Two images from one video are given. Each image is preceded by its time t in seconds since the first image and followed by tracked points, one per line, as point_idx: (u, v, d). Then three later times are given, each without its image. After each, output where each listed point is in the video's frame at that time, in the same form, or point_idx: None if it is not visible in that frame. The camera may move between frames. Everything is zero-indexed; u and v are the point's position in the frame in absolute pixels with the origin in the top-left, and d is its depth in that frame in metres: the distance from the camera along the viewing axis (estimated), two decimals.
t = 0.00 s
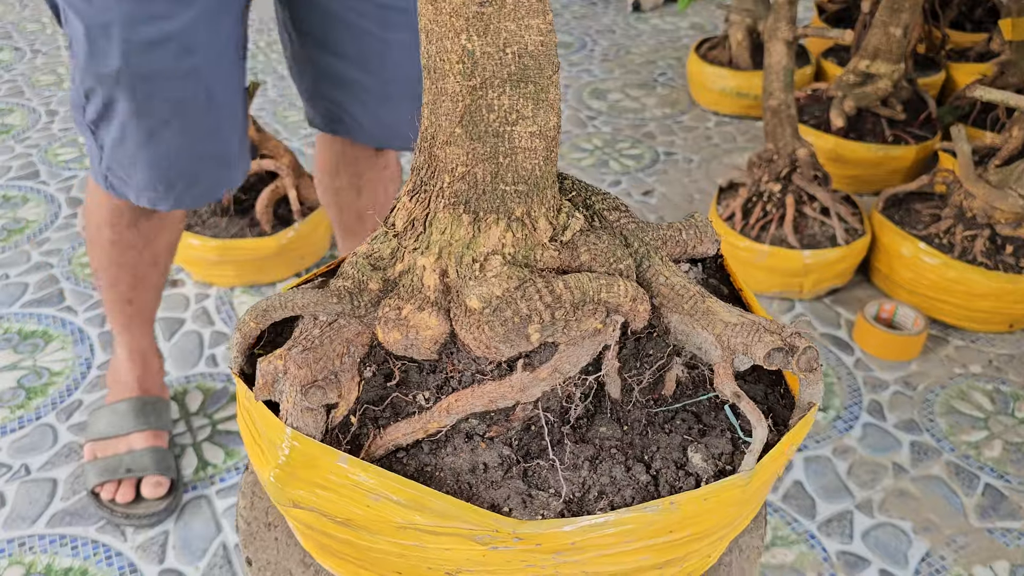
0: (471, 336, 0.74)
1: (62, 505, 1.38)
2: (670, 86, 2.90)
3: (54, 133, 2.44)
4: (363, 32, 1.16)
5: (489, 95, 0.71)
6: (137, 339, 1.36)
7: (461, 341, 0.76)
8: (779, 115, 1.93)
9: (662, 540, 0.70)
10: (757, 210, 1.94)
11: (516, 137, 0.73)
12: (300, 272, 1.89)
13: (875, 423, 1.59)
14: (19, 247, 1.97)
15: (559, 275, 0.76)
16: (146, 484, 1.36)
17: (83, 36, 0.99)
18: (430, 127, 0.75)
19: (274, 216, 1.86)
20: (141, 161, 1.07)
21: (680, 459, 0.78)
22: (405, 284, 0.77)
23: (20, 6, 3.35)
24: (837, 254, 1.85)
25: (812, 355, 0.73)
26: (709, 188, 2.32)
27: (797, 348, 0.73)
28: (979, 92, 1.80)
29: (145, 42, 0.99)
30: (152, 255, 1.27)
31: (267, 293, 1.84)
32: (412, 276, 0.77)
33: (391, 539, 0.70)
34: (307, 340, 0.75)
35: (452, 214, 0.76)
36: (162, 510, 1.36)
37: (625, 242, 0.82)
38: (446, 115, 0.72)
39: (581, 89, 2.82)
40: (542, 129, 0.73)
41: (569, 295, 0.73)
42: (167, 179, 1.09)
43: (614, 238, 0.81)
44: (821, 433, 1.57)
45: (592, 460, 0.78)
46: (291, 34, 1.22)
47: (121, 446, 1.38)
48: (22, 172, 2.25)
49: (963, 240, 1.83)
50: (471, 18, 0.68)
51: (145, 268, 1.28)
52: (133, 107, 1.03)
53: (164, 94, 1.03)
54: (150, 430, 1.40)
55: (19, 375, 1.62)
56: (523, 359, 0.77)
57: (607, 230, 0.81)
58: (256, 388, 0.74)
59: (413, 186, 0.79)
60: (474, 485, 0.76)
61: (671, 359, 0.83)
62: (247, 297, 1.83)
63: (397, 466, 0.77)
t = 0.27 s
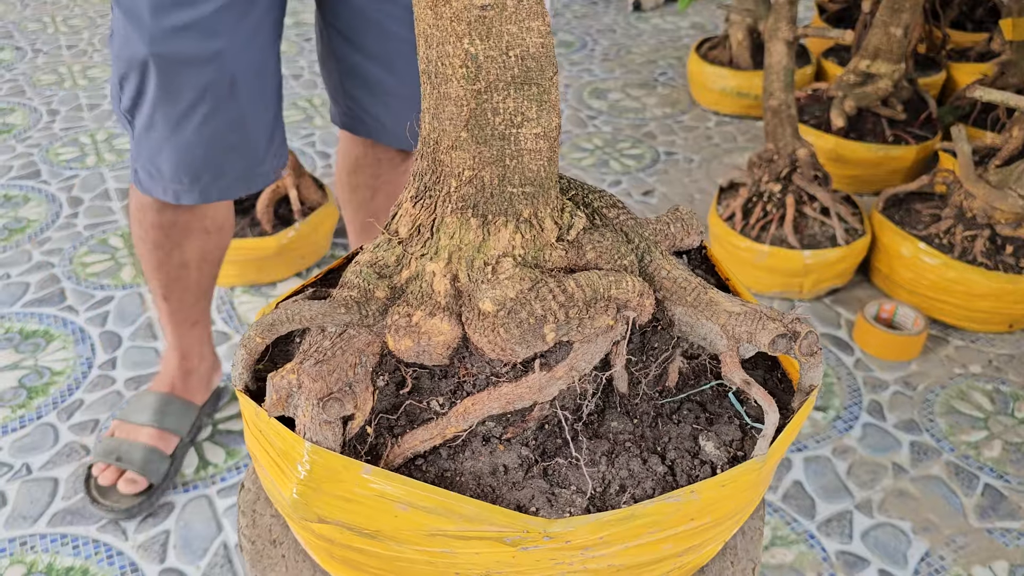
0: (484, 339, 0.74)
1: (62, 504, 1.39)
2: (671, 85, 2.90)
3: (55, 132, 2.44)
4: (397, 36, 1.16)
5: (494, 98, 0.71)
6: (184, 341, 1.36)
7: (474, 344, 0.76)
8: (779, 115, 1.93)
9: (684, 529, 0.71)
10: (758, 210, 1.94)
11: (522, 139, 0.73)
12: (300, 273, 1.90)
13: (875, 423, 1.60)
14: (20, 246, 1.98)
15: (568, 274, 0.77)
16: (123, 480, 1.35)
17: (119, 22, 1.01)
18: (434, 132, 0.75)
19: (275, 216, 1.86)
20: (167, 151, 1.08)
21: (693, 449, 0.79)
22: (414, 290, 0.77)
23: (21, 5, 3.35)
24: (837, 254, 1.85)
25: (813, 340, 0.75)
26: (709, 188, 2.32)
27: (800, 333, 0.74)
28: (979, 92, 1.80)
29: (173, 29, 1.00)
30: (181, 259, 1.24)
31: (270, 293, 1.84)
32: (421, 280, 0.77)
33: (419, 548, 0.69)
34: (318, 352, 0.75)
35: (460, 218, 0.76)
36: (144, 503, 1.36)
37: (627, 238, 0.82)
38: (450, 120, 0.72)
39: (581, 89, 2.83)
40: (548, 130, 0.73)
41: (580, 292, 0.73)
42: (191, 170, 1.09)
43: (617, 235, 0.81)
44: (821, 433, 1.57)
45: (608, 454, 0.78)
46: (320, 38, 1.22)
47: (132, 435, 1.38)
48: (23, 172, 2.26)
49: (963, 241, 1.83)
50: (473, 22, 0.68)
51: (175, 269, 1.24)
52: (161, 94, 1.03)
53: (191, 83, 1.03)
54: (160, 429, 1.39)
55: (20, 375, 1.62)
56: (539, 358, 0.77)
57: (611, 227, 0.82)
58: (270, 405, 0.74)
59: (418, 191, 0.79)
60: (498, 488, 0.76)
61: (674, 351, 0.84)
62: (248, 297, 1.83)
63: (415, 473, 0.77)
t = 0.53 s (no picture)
0: (493, 339, 0.74)
1: (65, 503, 1.39)
2: (672, 85, 2.90)
3: (57, 131, 2.44)
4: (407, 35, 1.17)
5: (499, 99, 0.71)
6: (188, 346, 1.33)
7: (483, 344, 0.76)
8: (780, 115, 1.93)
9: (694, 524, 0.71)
10: (759, 209, 1.94)
11: (527, 138, 0.73)
12: (301, 272, 1.90)
13: (876, 422, 1.60)
14: (22, 245, 1.98)
15: (574, 272, 0.77)
16: (130, 499, 1.33)
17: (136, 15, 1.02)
18: (438, 133, 0.75)
19: (276, 215, 1.86)
20: (180, 145, 1.08)
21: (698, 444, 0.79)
22: (419, 291, 0.77)
23: (23, 5, 3.36)
24: (838, 253, 1.86)
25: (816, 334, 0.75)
26: (710, 187, 2.32)
27: (801, 327, 0.75)
28: (980, 91, 1.80)
29: (189, 19, 1.00)
30: (190, 257, 1.23)
31: (272, 292, 1.84)
32: (428, 281, 0.77)
33: (431, 547, 0.70)
34: (325, 355, 0.75)
35: (464, 217, 0.76)
36: (154, 523, 1.33)
37: (629, 235, 0.83)
38: (455, 120, 0.73)
39: (582, 88, 2.83)
40: (552, 130, 0.73)
41: (587, 291, 0.74)
42: (205, 163, 1.09)
43: (620, 233, 0.81)
44: (822, 432, 1.57)
45: (616, 451, 0.79)
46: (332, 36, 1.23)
47: (137, 451, 1.35)
48: (25, 171, 2.26)
49: (963, 240, 1.83)
50: (477, 23, 0.68)
51: (183, 268, 1.23)
52: (173, 89, 1.04)
53: (205, 78, 1.04)
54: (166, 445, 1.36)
55: (22, 374, 1.63)
56: (546, 357, 0.77)
57: (614, 224, 0.82)
58: (279, 410, 0.73)
59: (422, 192, 0.80)
60: (508, 487, 0.76)
61: (677, 347, 0.84)
62: (250, 297, 1.83)
63: (425, 474, 0.77)
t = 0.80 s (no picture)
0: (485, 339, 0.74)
1: (68, 503, 1.39)
2: (673, 85, 2.90)
3: (58, 131, 2.44)
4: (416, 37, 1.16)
5: (499, 100, 0.71)
6: (191, 345, 1.33)
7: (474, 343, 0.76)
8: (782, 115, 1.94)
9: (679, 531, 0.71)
10: (760, 209, 1.95)
11: (526, 140, 0.73)
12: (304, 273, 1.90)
13: (877, 422, 1.60)
14: (24, 245, 1.98)
15: (569, 276, 0.77)
16: (133, 500, 1.33)
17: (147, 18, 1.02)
18: (440, 133, 0.75)
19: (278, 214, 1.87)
20: (191, 147, 1.08)
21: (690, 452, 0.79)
22: (418, 288, 0.78)
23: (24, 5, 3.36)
24: (839, 254, 1.86)
25: (817, 350, 0.76)
26: (711, 187, 2.32)
27: (803, 343, 0.76)
28: (982, 92, 1.80)
29: (200, 24, 1.00)
30: (201, 256, 1.23)
31: (274, 292, 1.84)
32: (425, 279, 0.77)
33: (410, 543, 0.70)
34: (319, 345, 0.75)
35: (461, 216, 0.77)
36: (156, 523, 1.33)
37: (631, 241, 0.83)
38: (455, 120, 0.73)
39: (583, 88, 2.83)
40: (553, 133, 0.74)
41: (581, 295, 0.74)
42: (215, 166, 1.10)
43: (621, 238, 0.81)
44: (823, 432, 1.57)
45: (605, 458, 0.79)
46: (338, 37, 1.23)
47: (138, 452, 1.35)
48: (27, 171, 2.26)
49: (965, 241, 1.83)
50: (480, 24, 0.68)
51: (194, 268, 1.23)
52: (185, 91, 1.04)
53: (216, 81, 1.04)
54: (167, 446, 1.36)
55: (25, 373, 1.63)
56: (537, 359, 0.78)
57: (616, 230, 0.82)
58: (272, 397, 0.74)
59: (423, 190, 0.80)
60: (492, 487, 0.76)
61: (678, 355, 0.84)
62: (251, 296, 1.83)
63: (412, 469, 0.77)
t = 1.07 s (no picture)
0: (450, 330, 0.75)
1: (69, 502, 1.39)
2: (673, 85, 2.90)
3: (59, 130, 2.45)
4: (417, 40, 1.16)
5: (484, 100, 0.71)
6: (191, 345, 1.33)
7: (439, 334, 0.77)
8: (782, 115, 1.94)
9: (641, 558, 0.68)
10: (761, 209, 1.95)
11: (509, 142, 0.73)
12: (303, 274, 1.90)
13: (878, 422, 1.60)
14: (25, 244, 1.98)
15: (540, 283, 0.76)
16: (133, 500, 1.33)
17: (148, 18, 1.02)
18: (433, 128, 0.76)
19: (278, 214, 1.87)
20: (192, 147, 1.08)
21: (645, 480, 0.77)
22: (399, 276, 0.79)
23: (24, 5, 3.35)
24: (840, 253, 1.86)
25: (796, 399, 0.72)
26: (712, 187, 2.33)
27: (779, 389, 0.73)
28: (982, 91, 1.80)
29: (200, 25, 1.00)
30: (201, 255, 1.23)
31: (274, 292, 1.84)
32: (403, 269, 0.78)
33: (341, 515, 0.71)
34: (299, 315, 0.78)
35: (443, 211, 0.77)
36: (157, 523, 1.34)
37: (622, 257, 0.82)
38: (446, 116, 0.73)
39: (584, 88, 2.83)
40: (539, 137, 0.73)
41: (542, 302, 0.74)
42: (215, 166, 1.10)
43: (604, 250, 0.80)
44: (824, 432, 1.57)
45: (552, 471, 0.77)
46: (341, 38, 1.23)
47: (138, 452, 1.36)
48: (28, 171, 2.26)
49: (965, 240, 1.83)
50: (474, 24, 0.68)
51: (195, 267, 1.24)
52: (184, 92, 1.04)
53: (215, 82, 1.04)
54: (167, 445, 1.36)
55: (26, 373, 1.63)
56: (491, 360, 0.77)
57: (606, 244, 0.81)
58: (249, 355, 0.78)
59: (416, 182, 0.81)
60: (432, 479, 0.77)
61: (659, 380, 0.81)
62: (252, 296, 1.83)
63: (364, 448, 0.79)
